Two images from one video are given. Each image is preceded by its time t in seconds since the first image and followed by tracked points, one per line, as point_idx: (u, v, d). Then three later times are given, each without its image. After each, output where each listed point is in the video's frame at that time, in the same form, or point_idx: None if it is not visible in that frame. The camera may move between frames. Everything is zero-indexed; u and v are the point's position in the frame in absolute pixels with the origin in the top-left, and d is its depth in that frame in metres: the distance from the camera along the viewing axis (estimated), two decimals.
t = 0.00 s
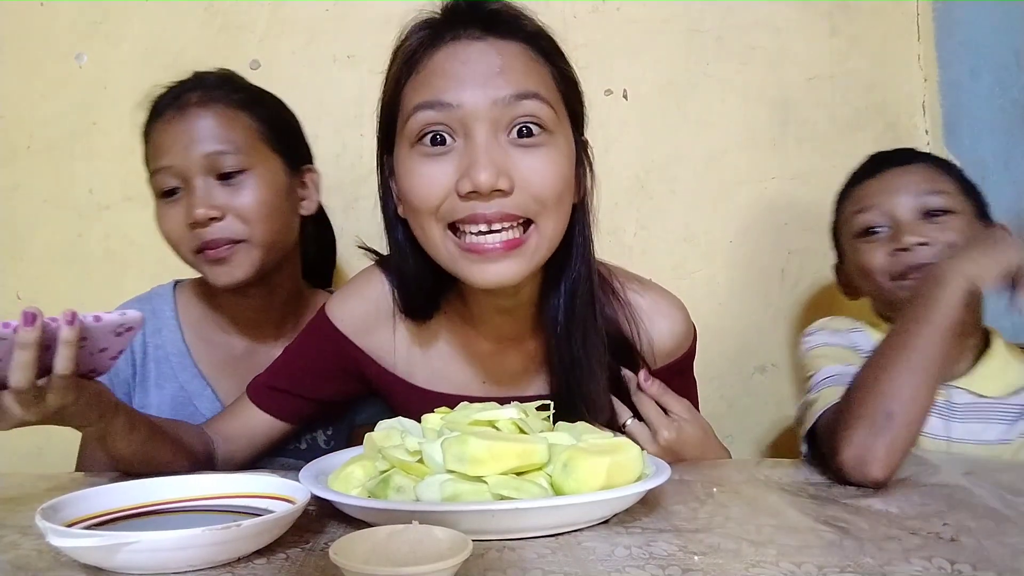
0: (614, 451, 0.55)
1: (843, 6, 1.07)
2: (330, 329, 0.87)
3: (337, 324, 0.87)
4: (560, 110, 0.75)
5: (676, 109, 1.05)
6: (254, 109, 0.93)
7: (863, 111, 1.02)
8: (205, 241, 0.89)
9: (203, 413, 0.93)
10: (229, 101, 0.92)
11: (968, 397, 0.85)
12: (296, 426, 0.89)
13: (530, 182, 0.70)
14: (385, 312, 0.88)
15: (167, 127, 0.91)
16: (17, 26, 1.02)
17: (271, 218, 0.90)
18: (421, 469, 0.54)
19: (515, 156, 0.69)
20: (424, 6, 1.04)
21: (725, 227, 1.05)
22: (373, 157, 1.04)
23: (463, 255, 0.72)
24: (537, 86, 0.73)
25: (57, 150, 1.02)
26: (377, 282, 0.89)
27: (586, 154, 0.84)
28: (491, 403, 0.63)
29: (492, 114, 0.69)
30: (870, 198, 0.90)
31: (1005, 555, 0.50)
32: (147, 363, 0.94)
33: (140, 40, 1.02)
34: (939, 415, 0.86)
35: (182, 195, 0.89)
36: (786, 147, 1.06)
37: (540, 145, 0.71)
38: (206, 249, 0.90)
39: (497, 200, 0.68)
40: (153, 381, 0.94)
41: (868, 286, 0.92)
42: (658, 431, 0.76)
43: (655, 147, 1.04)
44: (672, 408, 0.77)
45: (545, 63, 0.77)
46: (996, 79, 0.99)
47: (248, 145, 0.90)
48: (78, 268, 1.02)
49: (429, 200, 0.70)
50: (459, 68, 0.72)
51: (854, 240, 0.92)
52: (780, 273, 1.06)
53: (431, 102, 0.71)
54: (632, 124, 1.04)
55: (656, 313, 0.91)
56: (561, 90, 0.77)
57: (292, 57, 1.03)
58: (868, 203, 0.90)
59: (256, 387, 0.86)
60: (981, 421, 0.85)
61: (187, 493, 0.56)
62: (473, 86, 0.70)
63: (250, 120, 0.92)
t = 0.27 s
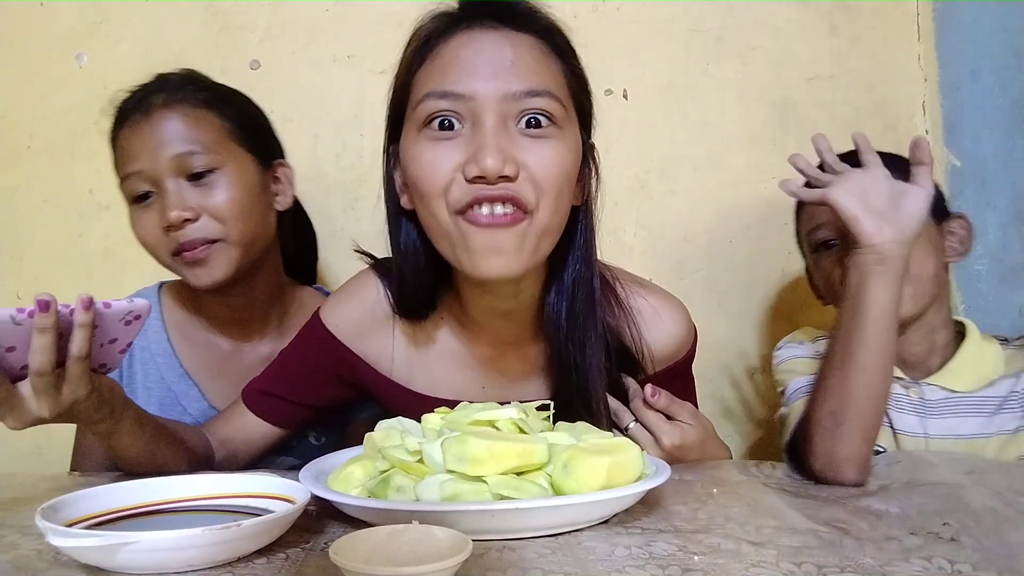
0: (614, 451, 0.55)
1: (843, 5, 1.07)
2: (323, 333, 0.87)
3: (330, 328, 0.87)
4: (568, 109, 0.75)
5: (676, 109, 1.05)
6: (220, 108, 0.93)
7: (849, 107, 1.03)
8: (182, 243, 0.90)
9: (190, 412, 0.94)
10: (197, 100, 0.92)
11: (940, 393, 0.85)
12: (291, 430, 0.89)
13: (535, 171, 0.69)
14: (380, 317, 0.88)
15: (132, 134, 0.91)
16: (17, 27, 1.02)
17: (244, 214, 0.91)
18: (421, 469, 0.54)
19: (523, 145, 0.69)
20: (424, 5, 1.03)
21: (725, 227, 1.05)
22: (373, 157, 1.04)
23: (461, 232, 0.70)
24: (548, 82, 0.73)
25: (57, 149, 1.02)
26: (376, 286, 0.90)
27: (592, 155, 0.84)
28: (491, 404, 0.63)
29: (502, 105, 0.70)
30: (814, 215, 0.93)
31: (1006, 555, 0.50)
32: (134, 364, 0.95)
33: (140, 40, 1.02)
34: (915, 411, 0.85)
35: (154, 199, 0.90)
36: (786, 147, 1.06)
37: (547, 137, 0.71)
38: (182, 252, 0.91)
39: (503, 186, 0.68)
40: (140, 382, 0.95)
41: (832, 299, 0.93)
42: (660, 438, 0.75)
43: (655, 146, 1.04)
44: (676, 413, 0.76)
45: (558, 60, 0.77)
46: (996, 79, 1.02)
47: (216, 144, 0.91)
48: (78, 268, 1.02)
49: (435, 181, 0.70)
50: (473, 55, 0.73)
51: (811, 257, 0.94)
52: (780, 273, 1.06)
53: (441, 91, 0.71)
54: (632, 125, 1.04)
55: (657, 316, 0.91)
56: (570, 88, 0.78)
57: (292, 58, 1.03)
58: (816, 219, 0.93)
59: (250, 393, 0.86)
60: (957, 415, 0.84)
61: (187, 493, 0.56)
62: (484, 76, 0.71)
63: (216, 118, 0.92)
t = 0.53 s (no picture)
0: (614, 451, 0.55)
1: (843, 5, 1.07)
2: (324, 332, 0.87)
3: (332, 327, 0.87)
4: (570, 114, 0.75)
5: (676, 109, 1.05)
6: (191, 106, 0.93)
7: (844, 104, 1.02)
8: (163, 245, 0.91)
9: (179, 411, 0.93)
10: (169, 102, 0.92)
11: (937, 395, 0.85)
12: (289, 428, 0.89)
13: (536, 181, 0.70)
14: (382, 314, 0.88)
15: (106, 139, 0.91)
16: (17, 27, 1.02)
17: (223, 211, 0.92)
18: (421, 469, 0.54)
19: (524, 154, 0.69)
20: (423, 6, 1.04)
21: (724, 227, 1.05)
22: (373, 156, 1.04)
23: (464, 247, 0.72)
24: (549, 88, 0.73)
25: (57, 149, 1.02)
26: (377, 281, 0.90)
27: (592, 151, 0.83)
28: (491, 403, 0.63)
29: (503, 113, 0.69)
30: (801, 225, 0.92)
31: (1006, 555, 0.50)
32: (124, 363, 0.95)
33: (140, 40, 1.02)
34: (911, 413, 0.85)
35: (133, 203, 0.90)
36: (786, 147, 1.06)
37: (548, 145, 0.71)
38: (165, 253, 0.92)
39: (503, 196, 0.68)
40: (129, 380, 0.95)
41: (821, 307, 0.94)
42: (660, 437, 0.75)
43: (654, 146, 1.04)
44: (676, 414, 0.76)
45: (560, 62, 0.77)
46: (996, 79, 1.01)
47: (189, 142, 0.91)
48: (78, 268, 1.02)
49: (435, 190, 0.70)
50: (474, 61, 0.72)
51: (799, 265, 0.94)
52: (780, 273, 1.06)
53: (443, 98, 0.71)
54: (632, 125, 1.04)
55: (657, 313, 0.91)
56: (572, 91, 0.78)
57: (292, 58, 1.03)
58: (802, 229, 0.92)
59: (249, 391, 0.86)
60: (953, 416, 0.84)
61: (187, 493, 0.56)
62: (486, 83, 0.70)
63: (185, 118, 0.92)
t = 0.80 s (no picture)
0: (614, 450, 0.55)
1: (843, 5, 1.07)
2: (321, 335, 0.87)
3: (330, 331, 0.87)
4: (568, 119, 0.75)
5: (676, 109, 1.05)
6: (169, 108, 0.93)
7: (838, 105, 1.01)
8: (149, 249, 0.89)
9: (169, 412, 0.93)
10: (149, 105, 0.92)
11: (937, 396, 0.85)
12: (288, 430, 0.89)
13: (534, 187, 0.70)
14: (379, 318, 0.89)
15: (87, 146, 0.90)
16: (17, 27, 1.02)
17: (210, 209, 0.91)
18: (420, 469, 0.54)
19: (522, 159, 0.70)
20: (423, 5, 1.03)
21: (724, 227, 1.05)
22: (373, 156, 1.04)
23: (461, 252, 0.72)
24: (547, 93, 0.73)
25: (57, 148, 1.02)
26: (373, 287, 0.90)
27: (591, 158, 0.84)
28: (491, 403, 0.63)
29: (501, 118, 0.69)
30: (785, 241, 0.93)
31: (1005, 555, 0.50)
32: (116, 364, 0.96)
33: (140, 40, 1.02)
34: (911, 415, 0.85)
35: (118, 207, 0.89)
36: (786, 147, 1.06)
37: (546, 150, 0.71)
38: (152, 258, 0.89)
39: (502, 202, 0.69)
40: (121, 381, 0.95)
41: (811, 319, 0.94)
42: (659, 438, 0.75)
43: (655, 146, 1.04)
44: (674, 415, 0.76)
45: (557, 67, 0.77)
46: (997, 80, 1.03)
47: (171, 143, 0.90)
48: (79, 268, 1.02)
49: (433, 198, 0.70)
50: (471, 67, 0.72)
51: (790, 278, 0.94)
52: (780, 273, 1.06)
53: (440, 103, 0.71)
54: (632, 125, 1.04)
55: (656, 317, 0.90)
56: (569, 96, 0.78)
57: (292, 58, 1.03)
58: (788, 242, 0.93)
59: (248, 393, 0.86)
60: (953, 416, 0.84)
61: (187, 493, 0.56)
62: (483, 87, 0.70)
63: (167, 118, 0.92)
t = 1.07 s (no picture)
0: (614, 450, 0.55)
1: (843, 6, 1.07)
2: (321, 335, 0.87)
3: (328, 332, 0.87)
4: (566, 115, 0.75)
5: (676, 109, 1.05)
6: (185, 103, 0.96)
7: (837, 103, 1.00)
8: (158, 233, 0.93)
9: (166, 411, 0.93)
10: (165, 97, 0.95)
11: (935, 397, 0.85)
12: (287, 433, 0.89)
13: (531, 181, 0.70)
14: (378, 318, 0.88)
15: (101, 131, 0.93)
16: (17, 27, 1.02)
17: (220, 202, 0.95)
18: (420, 469, 0.54)
19: (519, 153, 0.69)
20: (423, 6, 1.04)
21: (724, 227, 1.05)
22: (373, 157, 1.04)
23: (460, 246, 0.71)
24: (544, 88, 0.73)
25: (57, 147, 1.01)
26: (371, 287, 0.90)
27: (590, 158, 0.83)
28: (491, 404, 0.63)
29: (498, 111, 0.69)
30: (782, 240, 0.92)
31: (1006, 555, 0.50)
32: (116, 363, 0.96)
33: (140, 40, 1.02)
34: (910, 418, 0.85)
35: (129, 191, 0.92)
36: (786, 147, 1.06)
37: (544, 145, 0.71)
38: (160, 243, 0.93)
39: (499, 196, 0.68)
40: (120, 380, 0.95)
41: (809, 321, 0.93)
42: (659, 439, 0.75)
43: (655, 146, 1.04)
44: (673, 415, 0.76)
45: (555, 65, 0.77)
46: (996, 79, 1.03)
47: (186, 136, 0.94)
48: (78, 269, 1.02)
49: (430, 193, 0.70)
50: (467, 61, 0.72)
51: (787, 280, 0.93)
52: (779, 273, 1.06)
53: (437, 100, 0.71)
54: (632, 125, 1.04)
55: (655, 318, 0.91)
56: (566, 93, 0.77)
57: (292, 58, 1.03)
58: (786, 242, 0.92)
59: (246, 394, 0.86)
60: (954, 417, 0.84)
61: (187, 493, 0.56)
62: (479, 82, 0.70)
63: (181, 112, 0.95)
